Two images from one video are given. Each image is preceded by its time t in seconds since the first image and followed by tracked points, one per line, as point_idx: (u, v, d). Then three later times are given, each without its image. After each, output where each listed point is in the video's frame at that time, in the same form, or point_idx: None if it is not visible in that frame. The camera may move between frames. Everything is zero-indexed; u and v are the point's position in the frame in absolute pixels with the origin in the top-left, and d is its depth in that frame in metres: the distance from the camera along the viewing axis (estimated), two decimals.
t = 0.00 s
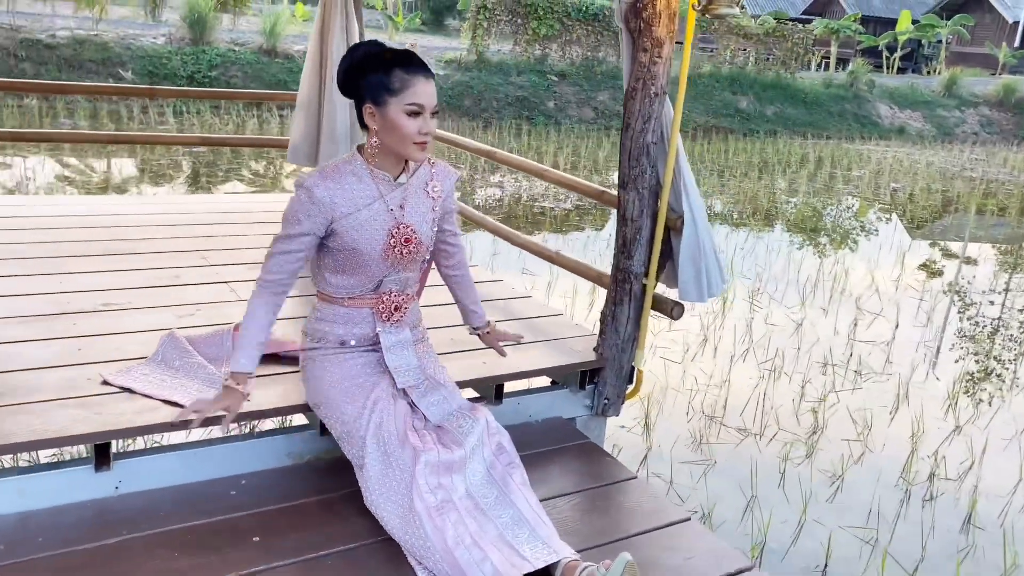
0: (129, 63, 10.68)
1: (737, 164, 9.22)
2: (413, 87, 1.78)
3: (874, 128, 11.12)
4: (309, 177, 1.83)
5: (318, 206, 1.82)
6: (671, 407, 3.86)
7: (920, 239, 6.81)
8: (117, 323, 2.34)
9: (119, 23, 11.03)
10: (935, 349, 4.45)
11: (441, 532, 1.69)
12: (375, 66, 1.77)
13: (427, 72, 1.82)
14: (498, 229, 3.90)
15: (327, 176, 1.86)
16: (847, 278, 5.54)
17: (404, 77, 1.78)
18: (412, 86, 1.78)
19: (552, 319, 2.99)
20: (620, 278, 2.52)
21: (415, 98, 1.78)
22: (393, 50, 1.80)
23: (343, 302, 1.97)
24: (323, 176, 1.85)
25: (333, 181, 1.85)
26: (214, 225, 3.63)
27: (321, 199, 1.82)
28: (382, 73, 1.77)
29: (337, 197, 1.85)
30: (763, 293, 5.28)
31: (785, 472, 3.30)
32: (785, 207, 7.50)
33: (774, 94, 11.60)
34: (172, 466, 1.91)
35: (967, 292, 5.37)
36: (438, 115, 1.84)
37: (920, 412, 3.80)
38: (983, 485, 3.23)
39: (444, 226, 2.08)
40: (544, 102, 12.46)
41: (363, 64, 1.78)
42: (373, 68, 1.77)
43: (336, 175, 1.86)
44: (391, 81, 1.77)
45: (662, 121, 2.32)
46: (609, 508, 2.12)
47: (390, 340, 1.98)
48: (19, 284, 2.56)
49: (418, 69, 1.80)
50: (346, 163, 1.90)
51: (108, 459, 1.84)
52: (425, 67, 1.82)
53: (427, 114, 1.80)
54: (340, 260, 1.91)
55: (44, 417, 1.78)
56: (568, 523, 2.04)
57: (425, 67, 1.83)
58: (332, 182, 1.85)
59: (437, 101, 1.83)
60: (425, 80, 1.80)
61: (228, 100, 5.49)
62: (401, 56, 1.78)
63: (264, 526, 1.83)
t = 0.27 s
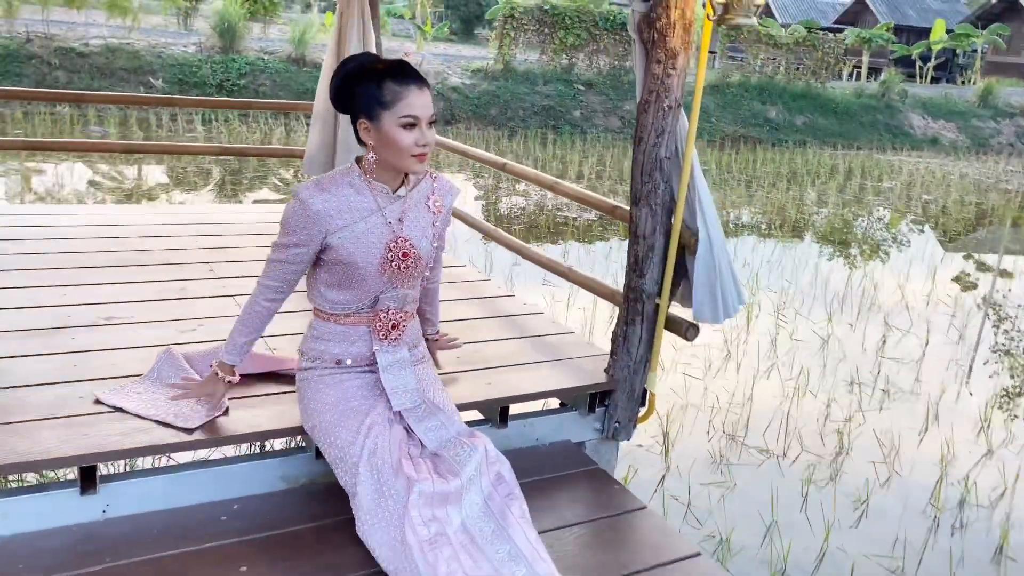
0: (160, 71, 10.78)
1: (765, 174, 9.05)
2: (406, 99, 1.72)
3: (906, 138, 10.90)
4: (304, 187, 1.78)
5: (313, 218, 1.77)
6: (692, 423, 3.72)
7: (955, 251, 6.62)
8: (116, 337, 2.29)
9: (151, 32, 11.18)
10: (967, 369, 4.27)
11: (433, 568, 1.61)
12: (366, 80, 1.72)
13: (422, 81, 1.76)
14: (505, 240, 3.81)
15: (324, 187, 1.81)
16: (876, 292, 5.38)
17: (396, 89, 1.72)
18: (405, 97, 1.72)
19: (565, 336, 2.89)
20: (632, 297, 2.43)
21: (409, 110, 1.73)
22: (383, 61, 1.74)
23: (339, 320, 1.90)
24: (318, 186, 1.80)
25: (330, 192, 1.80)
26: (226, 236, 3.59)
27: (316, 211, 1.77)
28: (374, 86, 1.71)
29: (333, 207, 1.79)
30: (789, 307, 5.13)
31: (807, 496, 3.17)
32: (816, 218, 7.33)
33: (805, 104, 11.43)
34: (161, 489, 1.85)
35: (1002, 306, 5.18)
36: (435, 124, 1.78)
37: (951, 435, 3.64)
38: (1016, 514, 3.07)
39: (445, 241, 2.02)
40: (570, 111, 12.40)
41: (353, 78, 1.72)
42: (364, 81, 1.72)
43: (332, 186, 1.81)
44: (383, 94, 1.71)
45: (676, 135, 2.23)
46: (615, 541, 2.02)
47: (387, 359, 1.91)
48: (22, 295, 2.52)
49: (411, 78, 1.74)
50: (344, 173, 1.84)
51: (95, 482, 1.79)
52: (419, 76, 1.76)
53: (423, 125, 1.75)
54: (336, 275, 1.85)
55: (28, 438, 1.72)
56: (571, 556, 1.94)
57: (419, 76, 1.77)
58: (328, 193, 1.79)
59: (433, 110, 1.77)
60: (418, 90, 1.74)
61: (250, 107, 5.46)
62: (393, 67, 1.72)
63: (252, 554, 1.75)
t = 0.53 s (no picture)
0: (203, 86, 10.95)
1: (806, 189, 8.83)
2: (403, 117, 1.66)
3: (954, 153, 10.64)
4: (303, 204, 1.72)
5: (312, 235, 1.71)
6: (727, 445, 3.54)
7: (1007, 269, 6.39)
8: (130, 359, 2.26)
9: (195, 48, 11.37)
10: (1019, 395, 4.05)
11: None
12: (362, 100, 1.66)
13: (419, 96, 1.70)
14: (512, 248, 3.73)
15: (324, 202, 1.75)
16: (921, 311, 5.16)
17: (393, 106, 1.66)
18: (401, 115, 1.66)
19: (591, 361, 2.79)
20: (657, 323, 2.32)
21: (407, 128, 1.67)
22: (378, 79, 1.68)
23: (345, 341, 1.84)
24: (317, 203, 1.74)
25: (328, 208, 1.74)
26: (251, 254, 3.57)
27: (315, 228, 1.71)
28: (370, 106, 1.66)
29: (333, 223, 1.73)
30: (830, 324, 4.93)
31: (846, 527, 3.02)
32: (860, 234, 7.11)
33: (848, 117, 11.19)
34: (165, 520, 1.79)
35: None
36: (435, 139, 1.73)
37: (1000, 465, 3.45)
38: None
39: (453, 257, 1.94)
40: (608, 125, 12.33)
41: (348, 100, 1.66)
42: (360, 102, 1.66)
43: (331, 203, 1.75)
44: (380, 113, 1.66)
45: (705, 155, 2.13)
46: None
47: (394, 380, 1.85)
48: (42, 317, 2.52)
49: (407, 94, 1.68)
50: (339, 196, 1.78)
51: (97, 511, 1.74)
52: (415, 91, 1.70)
53: (423, 141, 1.69)
54: (339, 294, 1.79)
55: (30, 464, 1.68)
56: None
57: (415, 91, 1.71)
58: (328, 210, 1.73)
59: (431, 124, 1.71)
60: (415, 107, 1.68)
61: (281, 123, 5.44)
62: (388, 85, 1.67)
63: None
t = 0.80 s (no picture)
0: (255, 98, 11.17)
1: (860, 202, 8.56)
2: (405, 132, 1.66)
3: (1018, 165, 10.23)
4: (313, 207, 1.72)
5: (320, 235, 1.71)
6: (771, 469, 3.39)
7: None
8: (158, 375, 2.24)
9: (247, 62, 11.60)
10: None
11: None
12: (365, 114, 1.66)
13: (423, 111, 1.70)
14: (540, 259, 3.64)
15: (333, 205, 1.75)
16: (980, 330, 4.93)
17: (394, 121, 1.66)
18: (404, 131, 1.66)
19: (627, 383, 2.69)
20: (695, 346, 2.22)
21: (409, 144, 1.66)
22: (382, 93, 1.68)
23: (360, 351, 1.80)
24: (325, 206, 1.73)
25: (336, 210, 1.73)
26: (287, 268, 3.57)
27: (323, 228, 1.71)
28: (372, 121, 1.66)
29: (341, 225, 1.72)
30: (882, 341, 4.73)
31: (897, 558, 2.85)
32: (915, 248, 6.87)
33: (905, 129, 10.83)
34: (183, 541, 1.74)
35: None
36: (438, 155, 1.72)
37: None
38: None
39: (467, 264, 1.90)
40: (655, 136, 12.26)
41: (351, 113, 1.67)
42: (363, 116, 1.66)
43: (340, 207, 1.74)
44: (382, 127, 1.66)
45: (746, 169, 2.03)
46: None
47: (410, 391, 1.79)
48: (76, 332, 2.53)
49: (410, 109, 1.68)
50: (345, 200, 1.77)
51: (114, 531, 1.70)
52: (419, 106, 1.70)
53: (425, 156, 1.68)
54: (351, 298, 1.76)
55: (49, 482, 1.66)
56: None
57: (420, 105, 1.70)
58: (336, 213, 1.73)
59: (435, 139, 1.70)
60: (418, 121, 1.68)
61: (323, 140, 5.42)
62: (391, 100, 1.67)
63: None
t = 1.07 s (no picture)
0: (311, 107, 11.35)
1: (924, 215, 8.22)
2: (411, 143, 1.71)
3: None
4: (331, 208, 1.75)
5: (337, 234, 1.73)
6: (822, 492, 3.22)
7: None
8: (187, 383, 2.23)
9: (306, 71, 11.81)
10: None
11: None
12: (375, 127, 1.72)
13: (432, 122, 1.74)
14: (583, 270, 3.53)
15: (351, 208, 1.78)
16: None
17: (401, 133, 1.71)
18: (412, 142, 1.71)
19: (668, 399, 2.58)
20: (737, 366, 2.11)
21: (416, 154, 1.71)
22: (394, 105, 1.73)
23: (380, 358, 1.77)
24: (342, 208, 1.77)
25: (354, 211, 1.76)
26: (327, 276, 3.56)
27: (340, 227, 1.73)
28: (381, 133, 1.72)
29: (358, 224, 1.75)
30: (945, 360, 4.49)
31: None
32: (983, 263, 6.55)
33: (974, 139, 10.41)
34: (199, 557, 1.70)
35: None
36: (447, 164, 1.76)
37: None
38: None
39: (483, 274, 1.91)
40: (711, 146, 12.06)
41: (362, 126, 1.73)
42: (373, 128, 1.72)
43: (356, 209, 1.77)
44: (390, 139, 1.71)
45: (793, 179, 1.92)
46: None
47: (430, 398, 1.75)
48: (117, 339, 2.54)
49: (419, 121, 1.72)
50: (361, 204, 1.79)
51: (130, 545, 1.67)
52: (428, 117, 1.74)
53: (431, 168, 1.73)
54: (369, 300, 1.75)
55: (69, 491, 1.64)
56: None
57: (430, 116, 1.75)
58: (353, 216, 1.76)
59: (443, 149, 1.74)
60: (425, 134, 1.72)
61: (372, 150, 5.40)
62: (400, 113, 1.71)
63: None
